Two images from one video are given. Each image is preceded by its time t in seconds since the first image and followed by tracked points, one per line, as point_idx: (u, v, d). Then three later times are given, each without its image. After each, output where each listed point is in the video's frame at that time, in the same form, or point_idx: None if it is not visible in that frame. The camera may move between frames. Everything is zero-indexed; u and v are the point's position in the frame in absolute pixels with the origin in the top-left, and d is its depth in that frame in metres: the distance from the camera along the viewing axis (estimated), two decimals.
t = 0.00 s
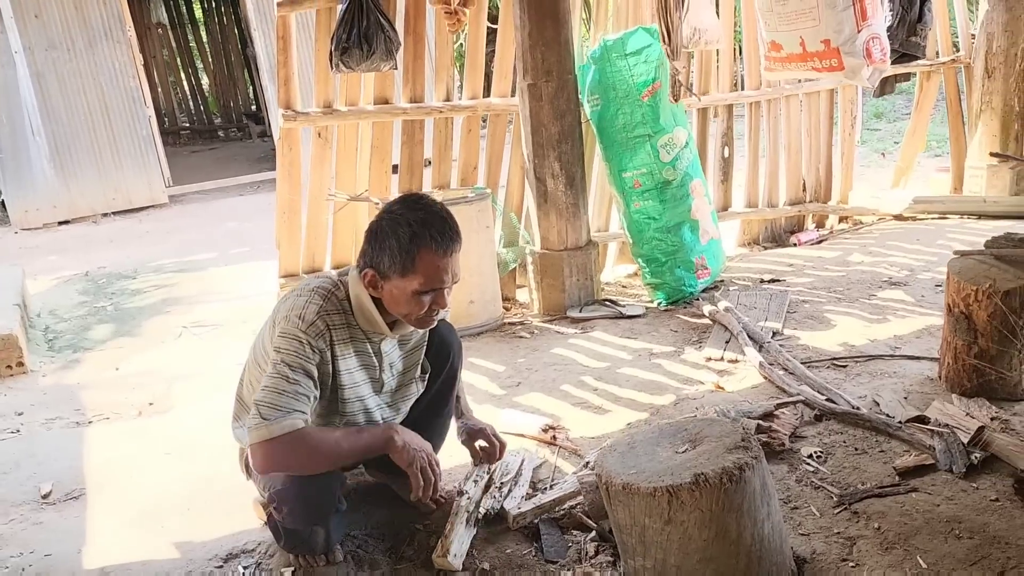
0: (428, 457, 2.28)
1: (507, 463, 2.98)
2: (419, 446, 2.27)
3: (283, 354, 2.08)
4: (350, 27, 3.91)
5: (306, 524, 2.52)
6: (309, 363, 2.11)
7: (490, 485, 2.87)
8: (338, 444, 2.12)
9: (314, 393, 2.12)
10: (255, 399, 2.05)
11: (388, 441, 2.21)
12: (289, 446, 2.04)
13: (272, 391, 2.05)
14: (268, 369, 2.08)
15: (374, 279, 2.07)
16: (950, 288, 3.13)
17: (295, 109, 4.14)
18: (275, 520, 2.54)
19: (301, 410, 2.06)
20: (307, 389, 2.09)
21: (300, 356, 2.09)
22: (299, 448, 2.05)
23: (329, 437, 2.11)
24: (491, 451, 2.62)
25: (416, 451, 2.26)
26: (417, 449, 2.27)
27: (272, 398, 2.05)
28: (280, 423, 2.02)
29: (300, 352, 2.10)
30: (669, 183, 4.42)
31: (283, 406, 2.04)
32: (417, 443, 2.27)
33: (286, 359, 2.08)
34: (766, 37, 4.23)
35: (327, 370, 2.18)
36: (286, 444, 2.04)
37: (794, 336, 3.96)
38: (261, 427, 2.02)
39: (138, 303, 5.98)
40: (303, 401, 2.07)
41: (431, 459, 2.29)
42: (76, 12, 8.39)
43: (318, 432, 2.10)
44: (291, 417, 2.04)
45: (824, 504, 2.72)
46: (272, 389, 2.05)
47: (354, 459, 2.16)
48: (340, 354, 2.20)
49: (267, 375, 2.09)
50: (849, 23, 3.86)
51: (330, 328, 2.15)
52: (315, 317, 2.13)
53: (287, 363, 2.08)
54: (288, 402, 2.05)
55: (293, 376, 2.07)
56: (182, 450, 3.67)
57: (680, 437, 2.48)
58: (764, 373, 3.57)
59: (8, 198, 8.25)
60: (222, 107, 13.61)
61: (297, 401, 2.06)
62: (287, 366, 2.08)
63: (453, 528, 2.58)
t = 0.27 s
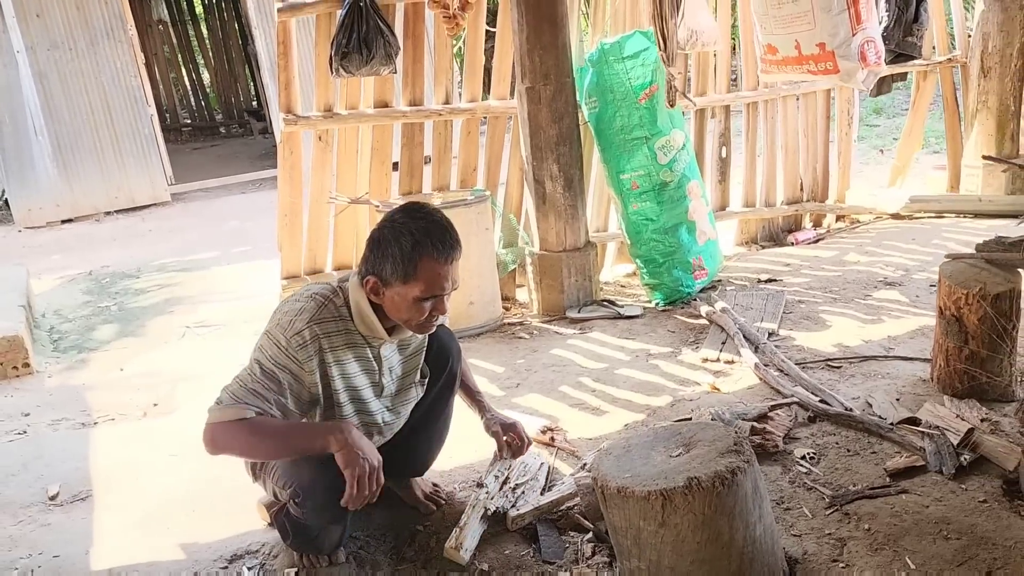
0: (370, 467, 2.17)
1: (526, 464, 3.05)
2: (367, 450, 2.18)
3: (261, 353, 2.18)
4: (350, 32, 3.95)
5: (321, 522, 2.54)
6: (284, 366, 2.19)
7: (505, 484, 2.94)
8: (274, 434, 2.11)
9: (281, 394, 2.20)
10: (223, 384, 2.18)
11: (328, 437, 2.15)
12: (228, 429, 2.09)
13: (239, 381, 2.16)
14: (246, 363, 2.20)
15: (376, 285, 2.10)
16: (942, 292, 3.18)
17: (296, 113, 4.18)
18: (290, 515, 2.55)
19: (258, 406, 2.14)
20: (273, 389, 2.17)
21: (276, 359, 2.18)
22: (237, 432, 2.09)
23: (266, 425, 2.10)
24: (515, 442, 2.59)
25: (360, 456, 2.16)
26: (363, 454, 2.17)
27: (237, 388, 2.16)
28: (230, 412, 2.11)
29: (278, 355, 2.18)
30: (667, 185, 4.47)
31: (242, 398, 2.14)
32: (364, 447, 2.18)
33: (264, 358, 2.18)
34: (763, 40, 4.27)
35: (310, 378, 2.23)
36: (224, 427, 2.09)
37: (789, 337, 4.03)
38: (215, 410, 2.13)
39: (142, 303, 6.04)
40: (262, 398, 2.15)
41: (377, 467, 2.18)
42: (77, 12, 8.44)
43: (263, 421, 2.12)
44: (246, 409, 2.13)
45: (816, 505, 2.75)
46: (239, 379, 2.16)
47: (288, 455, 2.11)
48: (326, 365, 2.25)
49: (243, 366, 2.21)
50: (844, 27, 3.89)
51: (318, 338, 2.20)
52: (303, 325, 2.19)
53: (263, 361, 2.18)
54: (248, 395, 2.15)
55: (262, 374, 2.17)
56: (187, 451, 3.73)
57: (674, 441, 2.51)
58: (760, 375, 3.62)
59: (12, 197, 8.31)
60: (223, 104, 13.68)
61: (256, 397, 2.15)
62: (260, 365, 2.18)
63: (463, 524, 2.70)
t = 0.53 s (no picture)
0: (351, 468, 2.19)
1: (537, 463, 3.10)
2: (347, 448, 2.21)
3: (265, 351, 2.30)
4: (358, 34, 4.00)
5: (338, 518, 2.58)
6: (281, 368, 2.28)
7: (515, 481, 2.99)
8: (270, 429, 2.25)
9: (277, 394, 2.31)
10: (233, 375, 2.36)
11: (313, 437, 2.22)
12: (232, 419, 2.29)
13: (242, 376, 2.32)
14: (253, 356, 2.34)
15: (383, 291, 2.14)
16: (945, 293, 3.21)
17: (305, 114, 4.23)
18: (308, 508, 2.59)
19: (258, 401, 2.31)
20: (269, 386, 2.30)
21: (273, 360, 2.27)
22: (238, 422, 2.27)
23: (263, 419, 2.26)
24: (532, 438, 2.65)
25: (343, 457, 2.20)
26: (347, 455, 2.20)
27: (241, 378, 2.33)
28: (233, 403, 2.30)
29: (276, 356, 2.28)
30: (672, 185, 4.51)
31: (243, 392, 2.30)
32: (348, 448, 2.21)
33: (265, 357, 2.29)
34: (769, 41, 4.30)
35: (308, 381, 2.29)
36: (230, 416, 2.28)
37: (794, 337, 4.07)
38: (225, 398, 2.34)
39: (152, 301, 6.10)
40: (259, 396, 2.29)
41: (358, 469, 2.19)
42: (86, 11, 8.51)
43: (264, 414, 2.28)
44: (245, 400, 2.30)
45: (819, 505, 2.78)
46: (243, 373, 2.33)
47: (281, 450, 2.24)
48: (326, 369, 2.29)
49: (254, 361, 2.37)
50: (850, 28, 3.92)
51: (316, 344, 2.25)
52: (302, 330, 2.25)
53: (263, 359, 2.30)
54: (247, 388, 2.29)
55: (262, 370, 2.30)
56: (200, 450, 3.78)
57: (680, 442, 2.53)
58: (764, 375, 3.65)
59: (23, 195, 8.37)
60: (230, 100, 13.81)
61: (256, 393, 2.30)
62: (262, 361, 2.30)
63: (472, 518, 2.76)
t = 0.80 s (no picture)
0: (370, 455, 2.24)
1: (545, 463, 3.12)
2: (363, 445, 2.26)
3: (280, 355, 2.31)
4: (370, 36, 4.03)
5: (354, 516, 2.63)
6: (297, 372, 2.30)
7: (525, 484, 3.00)
8: (287, 432, 2.28)
9: (293, 396, 2.34)
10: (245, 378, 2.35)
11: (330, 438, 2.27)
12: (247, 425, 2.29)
13: (256, 380, 2.31)
14: (265, 361, 2.33)
15: (397, 296, 2.18)
16: (953, 295, 3.24)
17: (317, 116, 4.27)
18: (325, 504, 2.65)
19: (274, 405, 2.31)
20: (285, 390, 2.31)
21: (289, 364, 2.29)
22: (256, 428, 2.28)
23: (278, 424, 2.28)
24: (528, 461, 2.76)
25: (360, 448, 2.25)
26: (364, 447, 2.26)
27: (253, 383, 2.31)
28: (249, 407, 2.30)
29: (291, 361, 2.29)
30: (682, 186, 4.55)
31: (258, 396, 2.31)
32: (363, 441, 2.27)
33: (280, 361, 2.30)
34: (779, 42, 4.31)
35: (323, 384, 2.34)
36: (246, 422, 2.29)
37: (803, 337, 4.10)
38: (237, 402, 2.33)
39: (165, 299, 6.16)
40: (276, 400, 2.30)
41: (376, 455, 2.24)
42: (99, 11, 8.62)
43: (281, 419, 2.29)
44: (261, 405, 2.29)
45: (828, 505, 2.80)
46: (256, 377, 2.31)
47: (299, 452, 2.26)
48: (340, 372, 2.34)
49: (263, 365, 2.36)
50: (860, 30, 3.93)
51: (331, 349, 2.29)
52: (318, 335, 2.28)
53: (278, 363, 2.31)
54: (262, 392, 2.30)
55: (277, 375, 2.30)
56: (215, 448, 3.82)
57: (689, 442, 2.52)
58: (773, 375, 3.68)
59: (36, 192, 8.45)
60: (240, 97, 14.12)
61: (272, 397, 2.30)
62: (277, 366, 2.30)
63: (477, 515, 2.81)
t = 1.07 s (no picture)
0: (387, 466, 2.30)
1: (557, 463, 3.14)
2: (378, 452, 2.32)
3: (298, 362, 2.34)
4: (382, 39, 4.06)
5: (368, 517, 2.65)
6: (312, 379, 2.33)
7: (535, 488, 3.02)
8: (303, 437, 2.32)
9: (308, 402, 2.37)
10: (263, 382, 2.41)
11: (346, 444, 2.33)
12: (263, 429, 2.34)
13: (272, 384, 2.37)
14: (282, 366, 2.38)
15: (415, 304, 2.20)
16: (963, 297, 3.27)
17: (329, 117, 4.31)
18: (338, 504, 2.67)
19: (289, 409, 2.36)
20: (301, 395, 2.35)
21: (305, 371, 2.33)
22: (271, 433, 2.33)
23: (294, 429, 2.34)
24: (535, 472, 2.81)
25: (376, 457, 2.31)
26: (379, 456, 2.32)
27: (270, 387, 2.37)
28: (263, 411, 2.36)
29: (307, 368, 2.33)
30: (691, 187, 4.58)
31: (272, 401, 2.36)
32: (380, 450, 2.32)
33: (296, 366, 2.34)
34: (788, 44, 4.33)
35: (339, 391, 2.37)
36: (262, 427, 2.34)
37: (811, 338, 4.11)
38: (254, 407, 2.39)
39: (176, 298, 6.20)
40: (292, 405, 2.35)
41: (395, 466, 2.30)
42: (110, 12, 8.74)
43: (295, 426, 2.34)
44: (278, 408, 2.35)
45: (837, 506, 2.82)
46: (273, 382, 2.37)
47: (315, 455, 2.31)
48: (356, 379, 2.37)
49: (281, 370, 2.40)
50: (869, 32, 3.95)
51: (349, 357, 2.31)
52: (335, 343, 2.30)
53: (293, 368, 2.35)
54: (279, 397, 2.35)
55: (294, 381, 2.34)
56: (228, 448, 3.85)
57: (700, 443, 2.51)
58: (782, 376, 3.69)
59: (47, 191, 8.55)
60: (248, 96, 14.36)
61: (286, 402, 2.35)
62: (294, 372, 2.35)
63: (491, 517, 2.83)
